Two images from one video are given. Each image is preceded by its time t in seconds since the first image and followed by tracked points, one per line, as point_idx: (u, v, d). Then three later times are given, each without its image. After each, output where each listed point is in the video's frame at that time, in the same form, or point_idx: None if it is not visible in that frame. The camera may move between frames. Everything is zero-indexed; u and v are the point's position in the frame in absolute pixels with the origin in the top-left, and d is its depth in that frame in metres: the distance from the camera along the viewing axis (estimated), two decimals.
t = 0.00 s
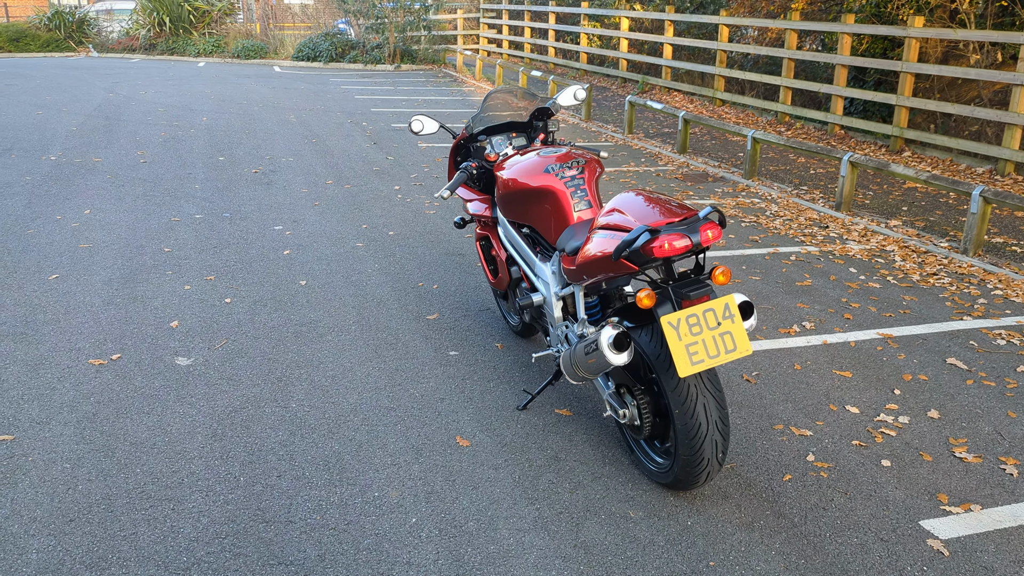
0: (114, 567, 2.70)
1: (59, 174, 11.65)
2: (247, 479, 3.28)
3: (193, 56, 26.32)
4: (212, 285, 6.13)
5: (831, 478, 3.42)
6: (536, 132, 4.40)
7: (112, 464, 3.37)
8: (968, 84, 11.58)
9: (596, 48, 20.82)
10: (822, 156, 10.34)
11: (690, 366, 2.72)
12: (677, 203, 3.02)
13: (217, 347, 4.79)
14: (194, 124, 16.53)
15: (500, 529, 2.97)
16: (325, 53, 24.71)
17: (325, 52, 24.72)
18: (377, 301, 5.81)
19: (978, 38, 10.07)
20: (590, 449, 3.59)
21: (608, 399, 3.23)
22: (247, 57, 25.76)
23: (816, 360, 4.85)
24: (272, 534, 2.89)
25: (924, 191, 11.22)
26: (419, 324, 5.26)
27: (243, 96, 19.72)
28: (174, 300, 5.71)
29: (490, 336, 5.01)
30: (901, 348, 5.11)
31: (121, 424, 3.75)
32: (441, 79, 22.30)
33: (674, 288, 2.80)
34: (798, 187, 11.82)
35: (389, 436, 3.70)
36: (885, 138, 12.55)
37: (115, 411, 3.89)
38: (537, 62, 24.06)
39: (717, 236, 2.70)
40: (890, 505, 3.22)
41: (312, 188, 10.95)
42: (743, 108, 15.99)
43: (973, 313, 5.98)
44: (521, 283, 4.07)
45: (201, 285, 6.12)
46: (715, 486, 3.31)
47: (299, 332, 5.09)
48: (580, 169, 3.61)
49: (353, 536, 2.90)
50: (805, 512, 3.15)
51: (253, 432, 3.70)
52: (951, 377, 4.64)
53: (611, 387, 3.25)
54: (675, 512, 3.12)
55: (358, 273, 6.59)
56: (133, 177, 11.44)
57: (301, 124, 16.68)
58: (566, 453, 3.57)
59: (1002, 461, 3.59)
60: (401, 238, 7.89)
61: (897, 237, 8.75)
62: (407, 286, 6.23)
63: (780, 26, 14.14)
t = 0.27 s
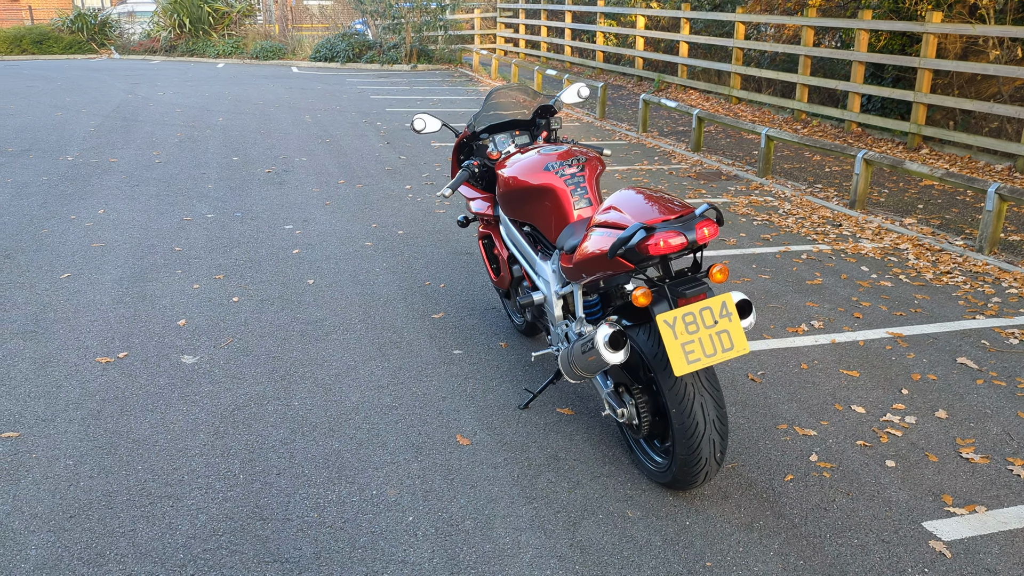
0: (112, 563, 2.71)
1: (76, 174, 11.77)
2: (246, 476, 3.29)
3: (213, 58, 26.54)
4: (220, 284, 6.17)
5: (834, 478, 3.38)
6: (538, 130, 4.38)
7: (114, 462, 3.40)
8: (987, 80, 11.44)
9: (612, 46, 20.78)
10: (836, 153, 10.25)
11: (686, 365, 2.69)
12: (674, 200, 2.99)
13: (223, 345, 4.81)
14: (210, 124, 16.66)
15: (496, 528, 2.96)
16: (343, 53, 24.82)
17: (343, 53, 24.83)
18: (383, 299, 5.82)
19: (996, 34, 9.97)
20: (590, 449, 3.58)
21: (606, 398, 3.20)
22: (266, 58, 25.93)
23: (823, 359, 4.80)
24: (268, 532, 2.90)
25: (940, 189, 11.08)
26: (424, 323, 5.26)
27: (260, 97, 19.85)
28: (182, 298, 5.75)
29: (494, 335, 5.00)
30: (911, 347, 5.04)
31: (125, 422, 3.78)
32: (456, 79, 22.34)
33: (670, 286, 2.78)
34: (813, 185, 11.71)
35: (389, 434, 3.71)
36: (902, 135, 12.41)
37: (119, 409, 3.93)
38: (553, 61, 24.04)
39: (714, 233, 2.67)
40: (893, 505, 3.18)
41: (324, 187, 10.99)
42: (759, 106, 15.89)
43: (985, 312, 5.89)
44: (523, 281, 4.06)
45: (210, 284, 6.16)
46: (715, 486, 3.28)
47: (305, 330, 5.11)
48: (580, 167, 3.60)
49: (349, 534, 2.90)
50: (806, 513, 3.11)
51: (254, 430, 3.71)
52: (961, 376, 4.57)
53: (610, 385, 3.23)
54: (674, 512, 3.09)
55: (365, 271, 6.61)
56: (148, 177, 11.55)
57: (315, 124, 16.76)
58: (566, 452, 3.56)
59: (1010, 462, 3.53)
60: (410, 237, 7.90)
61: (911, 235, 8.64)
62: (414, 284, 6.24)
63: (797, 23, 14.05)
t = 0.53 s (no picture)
0: (99, 556, 2.74)
1: (90, 174, 11.91)
2: (237, 472, 3.32)
3: (232, 59, 26.76)
4: (224, 282, 6.22)
5: (825, 478, 3.36)
6: (534, 129, 4.39)
7: (108, 457, 3.44)
8: (1004, 80, 11.31)
9: (628, 46, 20.73)
10: (847, 153, 10.16)
11: (670, 364, 2.68)
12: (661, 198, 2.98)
13: (223, 342, 4.86)
14: (224, 125, 16.80)
15: (482, 526, 2.97)
16: (360, 54, 24.94)
17: (360, 53, 24.95)
18: (384, 298, 5.84)
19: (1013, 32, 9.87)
20: (581, 447, 3.57)
21: (594, 396, 3.19)
22: (284, 59, 26.12)
23: (823, 359, 4.77)
24: (256, 527, 2.92)
25: (954, 189, 10.95)
26: (423, 321, 5.28)
27: (276, 97, 19.98)
28: (186, 297, 5.81)
29: (492, 333, 5.00)
30: (912, 349, 4.98)
31: (122, 417, 3.81)
32: (472, 79, 22.38)
33: (655, 285, 2.78)
34: (824, 185, 11.62)
35: (381, 431, 3.72)
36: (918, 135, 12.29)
37: (116, 404, 3.97)
38: (570, 62, 24.02)
39: (697, 232, 2.66)
40: (883, 506, 3.16)
41: (333, 187, 11.04)
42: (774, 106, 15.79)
43: (991, 314, 5.82)
44: (517, 280, 4.06)
45: (214, 282, 6.21)
46: (704, 485, 3.27)
47: (304, 328, 5.14)
48: (572, 165, 3.60)
49: (334, 530, 2.91)
50: (794, 513, 3.10)
51: (248, 427, 3.74)
52: (962, 377, 4.51)
53: (598, 383, 3.22)
54: (660, 511, 3.09)
55: (368, 270, 6.64)
56: (161, 177, 11.66)
57: (328, 124, 16.85)
58: (557, 450, 3.56)
59: (1005, 463, 3.49)
60: (415, 236, 7.92)
61: (920, 236, 8.54)
62: (416, 283, 6.25)
63: (813, 23, 13.97)
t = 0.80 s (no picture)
0: (85, 546, 2.79)
1: (105, 170, 12.06)
2: (225, 466, 3.37)
3: (253, 58, 27.00)
4: (227, 279, 6.29)
5: (809, 479, 3.36)
6: (528, 129, 4.41)
7: (102, 448, 3.49)
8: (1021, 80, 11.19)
9: (645, 46, 20.70)
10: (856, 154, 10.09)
11: (647, 363, 2.70)
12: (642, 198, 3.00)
13: (222, 338, 4.92)
14: (240, 123, 16.95)
15: (462, 522, 3.00)
16: (378, 53, 25.09)
17: (378, 53, 25.10)
18: (384, 296, 5.88)
19: None
20: (566, 446, 3.60)
21: (577, 395, 3.21)
22: (304, 58, 26.33)
23: (817, 360, 4.74)
24: (240, 520, 2.96)
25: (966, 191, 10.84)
26: (421, 319, 5.31)
27: (292, 96, 20.14)
28: (189, 292, 5.88)
29: (487, 332, 5.03)
30: (909, 351, 4.94)
31: (118, 410, 3.87)
32: (489, 79, 22.44)
33: (632, 284, 2.80)
34: (834, 186, 11.54)
35: (371, 427, 3.76)
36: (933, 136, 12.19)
37: (113, 397, 4.03)
38: (588, 62, 24.02)
39: (675, 231, 2.68)
40: (865, 508, 3.16)
41: (342, 185, 11.11)
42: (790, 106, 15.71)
43: (993, 317, 5.76)
44: (508, 279, 4.08)
45: (218, 278, 6.29)
46: (686, 485, 3.29)
47: (303, 325, 5.19)
48: (561, 165, 3.62)
49: (317, 524, 2.95)
50: (774, 513, 3.11)
51: (240, 421, 3.78)
52: (956, 380, 4.48)
53: (581, 382, 3.24)
54: (640, 510, 3.11)
55: (370, 268, 6.69)
56: (174, 174, 11.79)
57: (342, 123, 16.96)
58: (542, 449, 3.58)
59: (993, 467, 3.47)
60: (420, 235, 7.96)
61: (928, 237, 8.45)
62: (417, 281, 6.29)
63: (829, 22, 13.89)
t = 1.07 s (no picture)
0: (71, 536, 2.83)
1: (113, 167, 12.15)
2: (214, 459, 3.39)
3: (267, 57, 27.17)
4: (228, 275, 6.34)
5: (794, 478, 3.36)
6: (520, 126, 4.43)
7: (93, 440, 3.53)
8: None
9: (657, 45, 20.68)
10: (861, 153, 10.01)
11: (625, 360, 2.72)
12: (623, 196, 3.02)
13: (218, 333, 4.96)
14: (250, 121, 17.05)
15: (444, 516, 3.02)
16: (391, 52, 25.18)
17: (391, 52, 25.19)
18: (382, 292, 5.91)
19: None
20: (553, 443, 3.62)
21: (561, 391, 3.23)
22: (318, 57, 26.47)
23: (810, 359, 4.72)
24: (225, 513, 2.99)
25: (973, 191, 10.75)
26: (417, 316, 5.34)
27: (303, 95, 20.24)
28: (189, 287, 5.93)
29: (481, 330, 5.05)
30: (904, 350, 4.91)
31: (112, 403, 3.91)
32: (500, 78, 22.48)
33: (612, 282, 2.82)
34: (840, 186, 11.48)
35: (360, 423, 3.79)
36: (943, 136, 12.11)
37: (108, 389, 4.06)
38: (600, 60, 24.01)
39: (654, 229, 2.70)
40: (849, 507, 3.15)
41: (347, 183, 11.16)
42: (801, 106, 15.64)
43: (992, 318, 5.73)
44: (498, 276, 4.10)
45: (218, 274, 6.33)
46: (670, 483, 3.30)
47: (300, 321, 5.23)
48: (549, 163, 3.64)
49: (301, 517, 2.98)
50: (756, 512, 3.11)
51: (231, 415, 3.81)
52: (950, 380, 4.45)
53: (566, 379, 3.25)
54: (622, 507, 3.12)
55: (370, 265, 6.72)
56: (181, 171, 11.86)
57: (351, 121, 17.03)
58: (529, 446, 3.60)
59: (980, 467, 3.45)
60: (421, 232, 7.99)
61: (931, 237, 8.35)
62: (415, 278, 6.32)
63: (839, 21, 13.83)
